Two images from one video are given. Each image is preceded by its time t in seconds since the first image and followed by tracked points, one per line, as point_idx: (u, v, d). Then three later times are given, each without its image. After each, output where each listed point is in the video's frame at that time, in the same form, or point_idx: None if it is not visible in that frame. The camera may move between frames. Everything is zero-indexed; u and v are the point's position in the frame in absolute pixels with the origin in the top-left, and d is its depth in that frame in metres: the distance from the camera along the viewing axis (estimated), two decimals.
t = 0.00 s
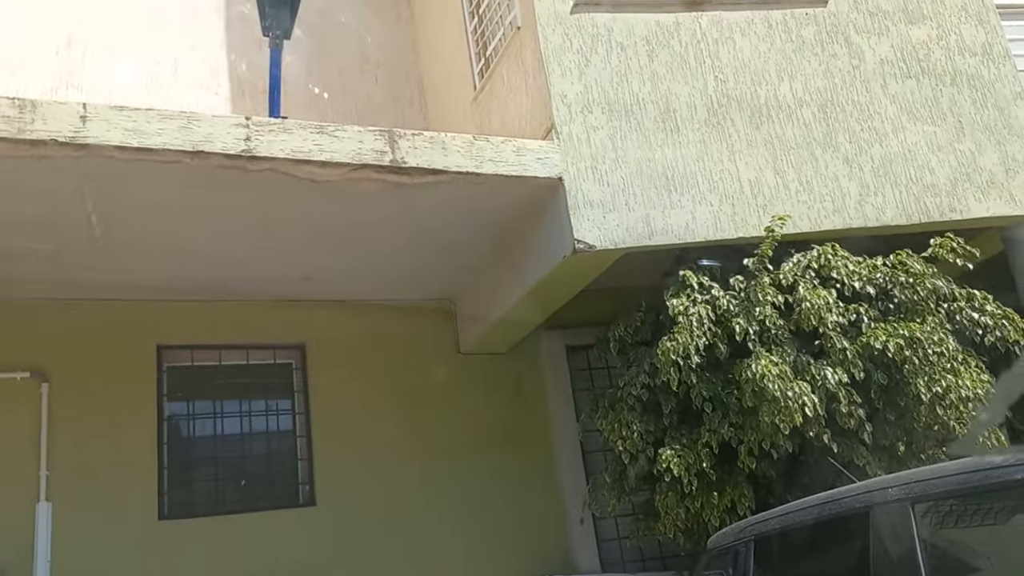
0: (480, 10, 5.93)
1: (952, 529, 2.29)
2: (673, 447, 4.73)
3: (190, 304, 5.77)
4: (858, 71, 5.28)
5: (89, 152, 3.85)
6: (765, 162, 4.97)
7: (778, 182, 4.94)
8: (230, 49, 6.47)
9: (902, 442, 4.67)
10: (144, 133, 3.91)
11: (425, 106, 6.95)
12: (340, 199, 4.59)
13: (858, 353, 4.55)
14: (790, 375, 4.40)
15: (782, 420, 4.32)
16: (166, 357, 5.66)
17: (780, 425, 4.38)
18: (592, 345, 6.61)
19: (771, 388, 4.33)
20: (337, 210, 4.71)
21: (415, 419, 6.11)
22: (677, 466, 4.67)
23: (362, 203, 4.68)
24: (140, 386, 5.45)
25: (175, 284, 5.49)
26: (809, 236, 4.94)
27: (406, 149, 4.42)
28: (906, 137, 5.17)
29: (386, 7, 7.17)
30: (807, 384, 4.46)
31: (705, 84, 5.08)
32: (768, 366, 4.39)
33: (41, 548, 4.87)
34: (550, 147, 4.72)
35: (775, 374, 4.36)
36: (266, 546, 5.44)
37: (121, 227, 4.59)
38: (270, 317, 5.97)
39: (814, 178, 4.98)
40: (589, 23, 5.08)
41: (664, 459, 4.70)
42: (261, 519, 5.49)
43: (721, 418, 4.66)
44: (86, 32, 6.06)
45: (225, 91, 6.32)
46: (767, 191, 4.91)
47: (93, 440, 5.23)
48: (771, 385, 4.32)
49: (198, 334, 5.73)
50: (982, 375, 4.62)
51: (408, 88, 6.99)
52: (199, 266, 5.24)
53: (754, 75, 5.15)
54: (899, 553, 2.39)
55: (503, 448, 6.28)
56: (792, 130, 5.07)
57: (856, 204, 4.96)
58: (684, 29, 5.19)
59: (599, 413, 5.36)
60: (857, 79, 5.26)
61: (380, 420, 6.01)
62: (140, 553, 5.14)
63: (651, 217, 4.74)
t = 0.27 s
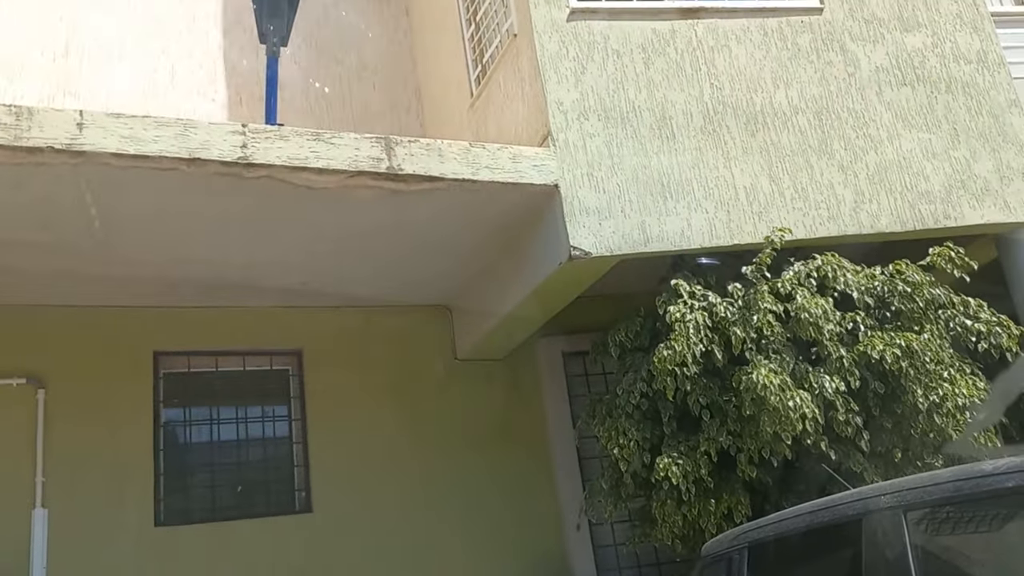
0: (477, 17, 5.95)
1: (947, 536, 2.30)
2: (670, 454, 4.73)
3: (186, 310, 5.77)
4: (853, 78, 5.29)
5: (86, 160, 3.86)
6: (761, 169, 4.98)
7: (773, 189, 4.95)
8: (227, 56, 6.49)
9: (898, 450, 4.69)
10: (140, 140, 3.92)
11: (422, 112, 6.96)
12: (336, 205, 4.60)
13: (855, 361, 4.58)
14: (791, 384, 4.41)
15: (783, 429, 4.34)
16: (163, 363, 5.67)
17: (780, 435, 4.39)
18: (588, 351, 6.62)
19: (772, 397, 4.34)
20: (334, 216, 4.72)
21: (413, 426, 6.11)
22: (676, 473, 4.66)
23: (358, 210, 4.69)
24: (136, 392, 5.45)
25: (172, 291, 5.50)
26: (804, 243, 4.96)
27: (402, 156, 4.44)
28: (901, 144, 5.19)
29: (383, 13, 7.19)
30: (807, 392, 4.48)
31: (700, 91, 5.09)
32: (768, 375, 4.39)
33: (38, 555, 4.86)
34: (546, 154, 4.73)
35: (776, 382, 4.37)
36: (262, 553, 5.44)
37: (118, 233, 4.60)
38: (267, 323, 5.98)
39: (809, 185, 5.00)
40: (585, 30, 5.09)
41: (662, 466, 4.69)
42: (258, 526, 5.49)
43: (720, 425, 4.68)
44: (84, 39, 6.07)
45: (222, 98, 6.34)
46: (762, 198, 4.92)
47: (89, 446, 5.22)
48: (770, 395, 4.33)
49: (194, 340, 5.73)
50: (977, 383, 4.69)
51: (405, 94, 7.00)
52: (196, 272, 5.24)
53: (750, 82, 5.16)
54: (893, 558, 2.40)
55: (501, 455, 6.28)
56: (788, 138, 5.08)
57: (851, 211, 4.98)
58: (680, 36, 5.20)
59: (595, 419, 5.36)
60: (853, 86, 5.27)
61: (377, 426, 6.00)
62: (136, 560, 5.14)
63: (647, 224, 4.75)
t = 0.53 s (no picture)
0: (477, 20, 5.95)
1: (949, 540, 2.29)
2: (673, 458, 4.73)
3: (186, 313, 5.77)
4: (854, 81, 5.29)
5: (86, 163, 3.86)
6: (761, 172, 4.98)
7: (774, 192, 4.95)
8: (227, 60, 6.49)
9: (900, 453, 4.71)
10: (140, 142, 3.92)
11: (422, 116, 6.96)
12: (337, 208, 4.60)
13: (859, 366, 4.60)
14: (795, 389, 4.42)
15: (788, 434, 4.35)
16: (163, 366, 5.66)
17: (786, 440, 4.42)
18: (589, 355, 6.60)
19: (777, 402, 4.35)
20: (334, 219, 4.72)
21: (415, 430, 6.11)
22: (678, 476, 4.67)
23: (358, 213, 4.69)
24: (137, 396, 5.45)
25: (172, 294, 5.50)
26: (805, 246, 4.95)
27: (402, 159, 4.44)
28: (901, 147, 5.19)
29: (383, 17, 7.19)
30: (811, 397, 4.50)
31: (701, 94, 5.09)
32: (773, 381, 4.41)
33: (37, 558, 4.85)
34: (546, 157, 4.73)
35: (780, 387, 4.38)
36: (262, 556, 5.43)
37: (118, 236, 4.60)
38: (267, 326, 5.97)
39: (810, 188, 5.00)
40: (585, 33, 5.09)
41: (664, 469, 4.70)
42: (257, 529, 5.48)
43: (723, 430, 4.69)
44: (84, 42, 6.07)
45: (223, 101, 6.34)
46: (762, 201, 4.92)
47: (88, 449, 5.22)
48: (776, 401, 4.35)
49: (194, 342, 5.73)
50: (980, 388, 4.69)
51: (405, 98, 7.00)
52: (196, 275, 5.24)
53: (751, 86, 5.16)
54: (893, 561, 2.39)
55: (500, 458, 6.27)
56: (788, 141, 5.08)
57: (851, 214, 4.97)
58: (681, 39, 5.20)
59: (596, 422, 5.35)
60: (853, 89, 5.27)
61: (378, 430, 6.00)
62: (136, 563, 5.13)
63: (648, 227, 4.75)
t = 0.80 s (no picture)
0: (477, 23, 5.96)
1: (950, 544, 2.28)
2: (676, 460, 4.71)
3: (186, 316, 5.76)
4: (853, 84, 5.29)
5: (86, 166, 3.86)
6: (761, 175, 4.98)
7: (774, 195, 4.95)
8: (227, 63, 6.49)
9: (902, 457, 4.71)
10: (140, 145, 3.91)
11: (422, 119, 6.97)
12: (337, 212, 4.60)
13: (862, 367, 4.59)
14: (802, 388, 4.40)
15: (795, 433, 4.32)
16: (163, 369, 5.66)
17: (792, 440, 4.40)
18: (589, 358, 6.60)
19: (786, 399, 4.32)
20: (334, 222, 4.72)
21: (417, 432, 6.11)
22: (681, 477, 4.64)
23: (358, 216, 4.68)
24: (136, 399, 5.44)
25: (172, 297, 5.49)
26: (805, 248, 4.95)
27: (402, 162, 4.44)
28: (901, 150, 5.19)
29: (383, 20, 7.20)
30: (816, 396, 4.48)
31: (701, 97, 5.09)
32: (779, 378, 4.39)
33: (37, 562, 4.84)
34: (546, 160, 4.73)
35: (789, 385, 4.35)
36: (262, 560, 5.42)
37: (117, 240, 4.59)
38: (266, 330, 5.97)
39: (810, 191, 5.00)
40: (585, 36, 5.09)
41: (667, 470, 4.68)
42: (257, 533, 5.47)
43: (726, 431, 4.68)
44: (84, 45, 6.07)
45: (223, 105, 6.34)
46: (762, 204, 4.92)
47: (88, 453, 5.21)
48: (783, 398, 4.31)
49: (194, 346, 5.72)
50: (982, 391, 4.70)
51: (405, 101, 7.00)
52: (196, 278, 5.23)
53: (751, 88, 5.15)
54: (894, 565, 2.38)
55: (500, 460, 6.27)
56: (789, 144, 5.08)
57: (851, 217, 4.97)
58: (681, 42, 5.19)
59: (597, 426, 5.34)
60: (853, 92, 5.27)
61: (378, 433, 5.99)
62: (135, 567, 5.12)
63: (648, 230, 4.75)
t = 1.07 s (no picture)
0: (476, 26, 5.96)
1: (950, 546, 2.28)
2: (677, 460, 4.69)
3: (186, 319, 5.77)
4: (852, 86, 5.30)
5: (86, 170, 3.86)
6: (760, 178, 4.98)
7: (773, 197, 4.95)
8: (227, 66, 6.50)
9: (902, 458, 4.69)
10: (140, 148, 3.92)
11: (421, 121, 6.97)
12: (336, 215, 4.60)
13: (864, 367, 4.58)
14: (803, 386, 4.40)
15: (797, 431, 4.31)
16: (163, 372, 5.66)
17: (795, 438, 4.39)
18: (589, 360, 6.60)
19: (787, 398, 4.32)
20: (333, 225, 4.72)
21: (417, 433, 6.11)
22: (683, 476, 4.62)
23: (357, 219, 4.68)
24: (136, 402, 5.45)
25: (172, 300, 5.50)
26: (805, 250, 4.96)
27: (402, 165, 4.44)
28: (900, 152, 5.19)
29: (383, 23, 7.20)
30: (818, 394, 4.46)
31: (699, 99, 5.09)
32: (780, 376, 4.39)
33: (37, 565, 4.85)
34: (545, 162, 4.74)
35: (790, 383, 4.35)
36: (262, 562, 5.43)
37: (117, 243, 4.60)
38: (266, 333, 5.97)
39: (809, 193, 5.00)
40: (584, 39, 5.09)
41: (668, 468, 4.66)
42: (256, 536, 5.47)
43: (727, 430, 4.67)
44: (83, 48, 6.08)
45: (222, 107, 6.35)
46: (761, 206, 4.93)
47: (87, 456, 5.21)
48: (785, 396, 4.33)
49: (194, 349, 5.73)
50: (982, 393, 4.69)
51: (404, 103, 7.00)
52: (196, 281, 5.23)
53: (750, 90, 5.16)
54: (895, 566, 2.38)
55: (499, 462, 6.27)
56: (787, 146, 5.09)
57: (851, 219, 4.98)
58: (680, 45, 5.20)
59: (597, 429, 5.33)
60: (852, 94, 5.28)
61: (376, 435, 5.99)
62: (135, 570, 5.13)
63: (648, 233, 4.75)
